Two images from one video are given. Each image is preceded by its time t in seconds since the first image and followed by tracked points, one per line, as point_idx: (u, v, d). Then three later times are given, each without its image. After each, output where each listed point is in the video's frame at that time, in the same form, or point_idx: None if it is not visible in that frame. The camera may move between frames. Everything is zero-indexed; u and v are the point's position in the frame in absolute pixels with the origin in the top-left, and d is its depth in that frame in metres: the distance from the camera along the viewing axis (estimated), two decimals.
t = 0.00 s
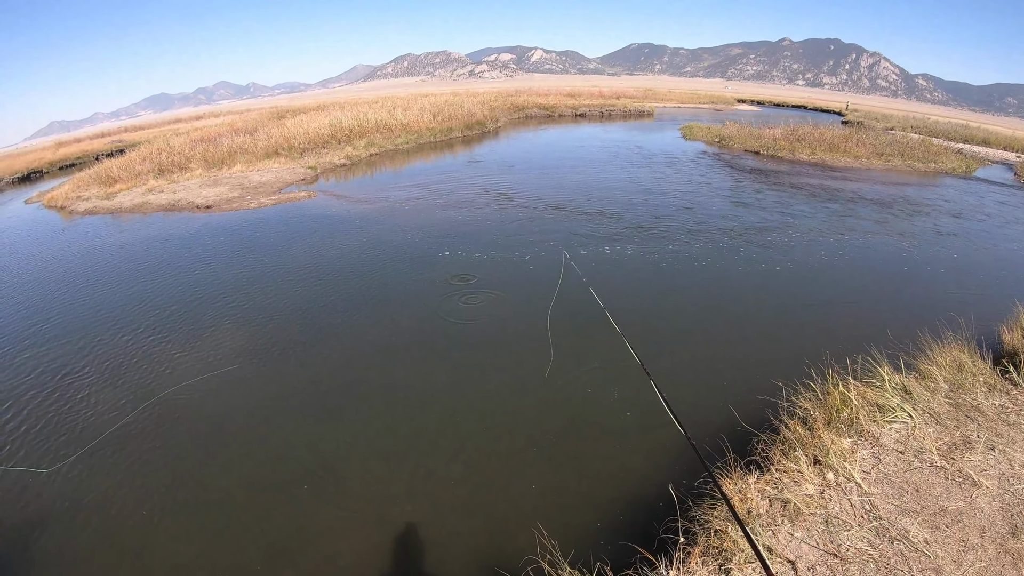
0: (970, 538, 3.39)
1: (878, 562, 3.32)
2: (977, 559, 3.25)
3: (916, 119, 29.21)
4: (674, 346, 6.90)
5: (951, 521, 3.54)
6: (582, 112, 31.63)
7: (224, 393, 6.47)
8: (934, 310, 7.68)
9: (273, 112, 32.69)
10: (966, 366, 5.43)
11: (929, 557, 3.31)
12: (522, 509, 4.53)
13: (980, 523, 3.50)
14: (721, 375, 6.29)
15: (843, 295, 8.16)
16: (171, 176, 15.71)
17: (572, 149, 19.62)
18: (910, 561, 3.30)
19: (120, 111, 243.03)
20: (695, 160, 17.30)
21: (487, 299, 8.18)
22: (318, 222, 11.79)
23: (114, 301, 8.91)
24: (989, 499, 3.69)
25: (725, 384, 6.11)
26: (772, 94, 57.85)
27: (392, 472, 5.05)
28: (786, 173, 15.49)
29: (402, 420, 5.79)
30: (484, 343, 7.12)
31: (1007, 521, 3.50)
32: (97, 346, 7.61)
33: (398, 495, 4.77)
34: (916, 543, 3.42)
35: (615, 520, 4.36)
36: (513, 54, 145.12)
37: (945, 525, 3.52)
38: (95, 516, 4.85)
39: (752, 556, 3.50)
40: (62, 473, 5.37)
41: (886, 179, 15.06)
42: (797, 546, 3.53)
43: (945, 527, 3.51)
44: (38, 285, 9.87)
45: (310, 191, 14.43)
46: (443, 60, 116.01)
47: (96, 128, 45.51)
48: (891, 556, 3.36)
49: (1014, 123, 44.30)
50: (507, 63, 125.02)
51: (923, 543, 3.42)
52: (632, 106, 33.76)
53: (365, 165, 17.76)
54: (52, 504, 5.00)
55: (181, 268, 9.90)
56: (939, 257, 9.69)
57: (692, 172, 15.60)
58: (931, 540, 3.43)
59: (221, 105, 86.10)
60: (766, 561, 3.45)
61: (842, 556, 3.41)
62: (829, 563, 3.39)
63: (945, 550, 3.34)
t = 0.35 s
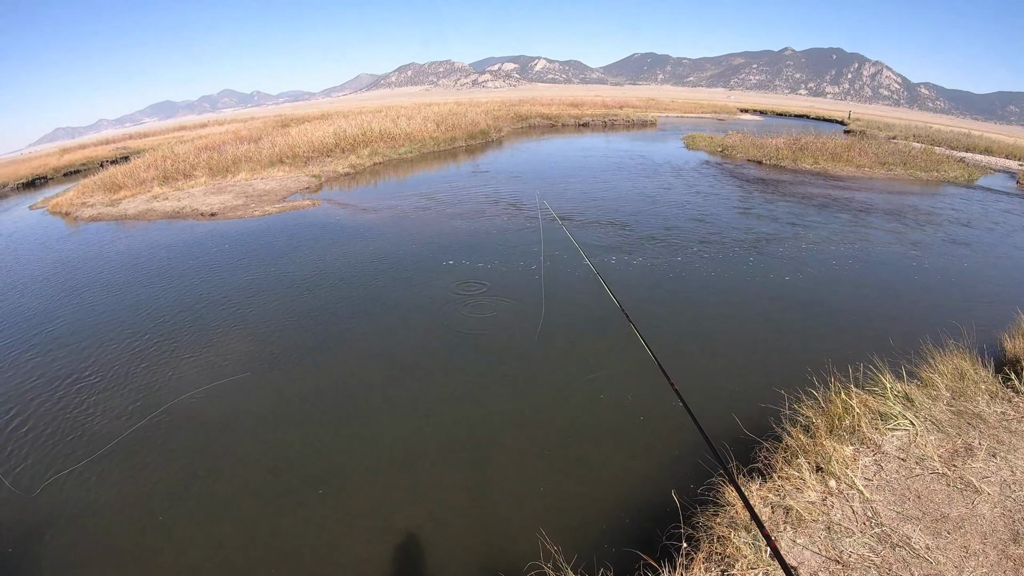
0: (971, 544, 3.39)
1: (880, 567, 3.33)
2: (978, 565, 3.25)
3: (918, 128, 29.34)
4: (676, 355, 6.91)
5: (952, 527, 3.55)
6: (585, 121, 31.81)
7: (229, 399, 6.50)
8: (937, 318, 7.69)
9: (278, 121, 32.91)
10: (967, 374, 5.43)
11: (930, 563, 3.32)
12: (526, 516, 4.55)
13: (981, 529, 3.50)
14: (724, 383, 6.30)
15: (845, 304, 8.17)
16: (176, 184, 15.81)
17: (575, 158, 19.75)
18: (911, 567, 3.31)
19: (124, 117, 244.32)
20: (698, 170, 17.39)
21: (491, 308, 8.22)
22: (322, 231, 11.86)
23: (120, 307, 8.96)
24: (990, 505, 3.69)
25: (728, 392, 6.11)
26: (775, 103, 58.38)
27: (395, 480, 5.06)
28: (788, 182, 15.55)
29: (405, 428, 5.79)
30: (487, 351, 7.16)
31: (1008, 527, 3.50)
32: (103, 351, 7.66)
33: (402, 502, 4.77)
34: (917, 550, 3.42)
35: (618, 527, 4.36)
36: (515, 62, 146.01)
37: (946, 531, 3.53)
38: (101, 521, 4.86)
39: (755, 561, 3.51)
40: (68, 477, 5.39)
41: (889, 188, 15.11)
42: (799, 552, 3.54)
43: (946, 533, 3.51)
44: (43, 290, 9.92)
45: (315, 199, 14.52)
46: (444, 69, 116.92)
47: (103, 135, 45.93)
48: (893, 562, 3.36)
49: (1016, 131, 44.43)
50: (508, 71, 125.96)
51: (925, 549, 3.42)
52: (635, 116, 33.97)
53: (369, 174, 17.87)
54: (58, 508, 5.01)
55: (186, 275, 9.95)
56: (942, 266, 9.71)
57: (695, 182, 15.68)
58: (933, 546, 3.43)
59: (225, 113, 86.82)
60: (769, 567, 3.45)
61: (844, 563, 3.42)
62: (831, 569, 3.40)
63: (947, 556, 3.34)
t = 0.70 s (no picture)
0: (971, 551, 3.36)
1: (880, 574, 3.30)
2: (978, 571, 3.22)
3: (918, 136, 29.41)
4: (676, 362, 6.90)
5: (952, 534, 3.52)
6: (586, 129, 31.92)
7: (229, 403, 6.48)
8: (937, 325, 7.68)
9: (280, 127, 33.01)
10: (967, 382, 5.41)
11: (930, 570, 3.29)
12: (525, 522, 4.52)
13: (981, 536, 3.47)
14: (724, 391, 6.27)
15: (846, 311, 8.15)
16: (177, 189, 15.84)
17: (575, 166, 19.79)
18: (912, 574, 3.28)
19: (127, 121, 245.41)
20: (698, 177, 17.43)
21: (491, 315, 8.20)
22: (323, 237, 11.87)
23: (121, 310, 8.96)
24: (990, 512, 3.66)
25: (728, 400, 6.08)
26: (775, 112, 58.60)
27: (394, 485, 5.03)
28: (789, 190, 15.56)
29: (404, 433, 5.77)
30: (487, 357, 7.14)
31: (1008, 534, 3.48)
32: (104, 354, 7.65)
33: (400, 508, 4.74)
34: (917, 556, 3.40)
35: (618, 533, 4.34)
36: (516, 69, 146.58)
37: (946, 538, 3.50)
38: (98, 524, 4.83)
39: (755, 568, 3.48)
40: (66, 481, 5.37)
41: (889, 196, 15.12)
42: (799, 558, 3.52)
43: (946, 540, 3.48)
44: (44, 293, 9.92)
45: (316, 205, 14.54)
46: (445, 75, 117.54)
47: (106, 140, 46.12)
48: (893, 569, 3.34)
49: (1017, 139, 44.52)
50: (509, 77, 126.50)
51: (925, 556, 3.40)
52: (636, 124, 34.09)
53: (370, 181, 17.91)
54: (56, 511, 4.99)
55: (187, 279, 9.96)
56: (943, 273, 9.69)
57: (695, 189, 15.70)
58: (933, 553, 3.40)
59: (228, 117, 87.29)
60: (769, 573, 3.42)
61: (843, 569, 3.39)
62: None
63: (946, 562, 3.32)
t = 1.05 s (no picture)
0: (967, 553, 3.34)
1: None
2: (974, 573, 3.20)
3: (909, 141, 29.66)
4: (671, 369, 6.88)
5: (947, 537, 3.50)
6: (580, 136, 32.06)
7: (222, 413, 6.42)
8: (931, 329, 7.69)
9: (274, 136, 33.01)
10: (962, 385, 5.41)
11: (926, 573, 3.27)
12: (520, 530, 4.47)
13: (977, 538, 3.45)
14: (719, 396, 6.25)
15: (840, 316, 8.16)
16: (171, 197, 15.77)
17: (569, 173, 19.84)
18: None
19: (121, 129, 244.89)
20: (692, 184, 17.50)
21: (486, 323, 8.17)
22: (318, 245, 11.84)
23: (114, 319, 8.89)
24: (986, 514, 3.64)
25: (722, 405, 6.07)
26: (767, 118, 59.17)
27: (387, 494, 4.97)
28: (782, 196, 15.63)
29: (398, 442, 5.72)
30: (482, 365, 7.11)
31: (1004, 535, 3.46)
32: (96, 364, 7.58)
33: (394, 517, 4.69)
34: (914, 559, 3.37)
35: (614, 541, 4.29)
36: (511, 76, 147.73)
37: (941, 540, 3.48)
38: (88, 535, 4.75)
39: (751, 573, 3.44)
40: (57, 491, 5.29)
41: (882, 201, 15.20)
42: (794, 563, 3.49)
43: (941, 543, 3.46)
44: (35, 303, 9.82)
45: (310, 213, 14.52)
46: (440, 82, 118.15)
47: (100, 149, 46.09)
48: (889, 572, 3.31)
49: (1006, 142, 44.93)
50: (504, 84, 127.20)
51: (921, 559, 3.37)
52: (630, 131, 34.27)
53: (365, 189, 17.91)
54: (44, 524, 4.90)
55: (181, 288, 9.90)
56: (936, 277, 9.72)
57: (688, 196, 15.75)
58: (929, 555, 3.38)
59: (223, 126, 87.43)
60: None
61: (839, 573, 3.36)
62: None
63: (942, 565, 3.29)
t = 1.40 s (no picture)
0: (968, 552, 3.33)
1: None
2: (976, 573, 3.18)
3: (903, 141, 29.78)
4: (669, 373, 6.85)
5: (948, 536, 3.48)
6: (575, 141, 32.16)
7: (218, 421, 6.37)
8: (928, 329, 7.69)
9: (270, 143, 33.01)
10: (960, 385, 5.39)
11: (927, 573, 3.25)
12: (518, 536, 4.44)
13: (978, 537, 3.43)
14: (717, 400, 6.23)
15: (838, 317, 8.15)
16: (166, 206, 15.74)
17: (565, 178, 19.87)
18: None
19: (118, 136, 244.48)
20: (687, 187, 17.54)
21: (483, 329, 8.14)
22: (313, 252, 11.80)
23: (109, 328, 8.84)
24: (986, 513, 3.63)
25: (722, 409, 6.04)
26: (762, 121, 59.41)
27: (385, 501, 4.92)
28: (777, 198, 15.67)
29: (395, 449, 5.68)
30: (478, 371, 7.07)
31: (1004, 534, 3.44)
32: (90, 373, 7.51)
33: (392, 523, 4.65)
34: (914, 560, 3.35)
35: (613, 546, 4.26)
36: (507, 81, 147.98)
37: (942, 540, 3.46)
38: (81, 546, 4.69)
39: None
40: (50, 502, 5.23)
41: (877, 202, 15.24)
42: (794, 566, 3.46)
43: (942, 543, 3.44)
44: (30, 312, 9.76)
45: (305, 221, 14.51)
46: (435, 88, 118.46)
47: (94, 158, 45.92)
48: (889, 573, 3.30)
49: (1000, 142, 45.18)
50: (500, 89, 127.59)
51: (921, 559, 3.35)
52: (625, 135, 34.41)
53: (360, 196, 17.91)
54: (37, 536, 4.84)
55: (175, 297, 9.84)
56: (932, 277, 9.73)
57: (684, 200, 15.77)
58: (930, 555, 3.36)
59: (218, 132, 87.29)
60: None
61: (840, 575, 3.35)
62: None
63: (943, 565, 3.27)
